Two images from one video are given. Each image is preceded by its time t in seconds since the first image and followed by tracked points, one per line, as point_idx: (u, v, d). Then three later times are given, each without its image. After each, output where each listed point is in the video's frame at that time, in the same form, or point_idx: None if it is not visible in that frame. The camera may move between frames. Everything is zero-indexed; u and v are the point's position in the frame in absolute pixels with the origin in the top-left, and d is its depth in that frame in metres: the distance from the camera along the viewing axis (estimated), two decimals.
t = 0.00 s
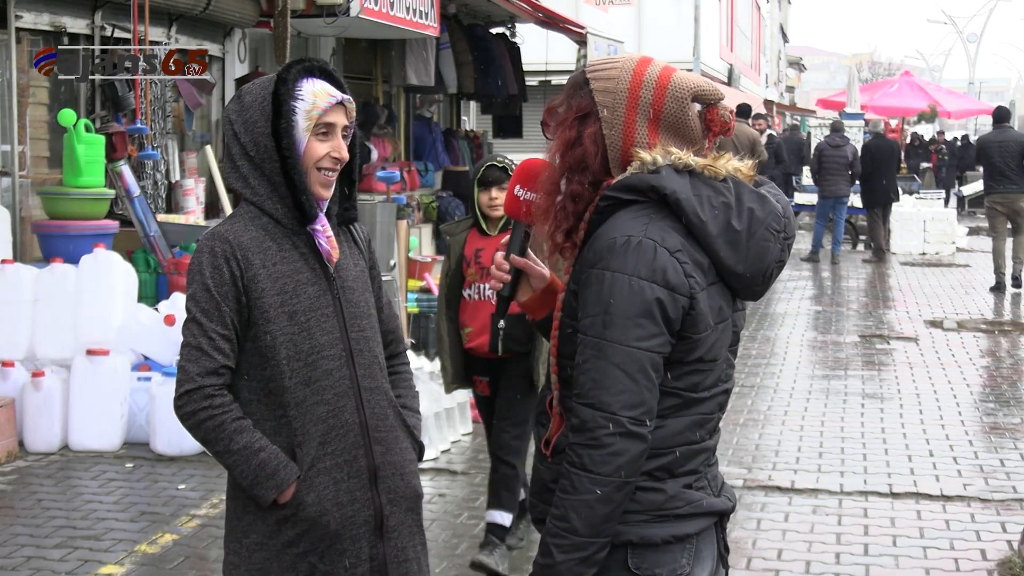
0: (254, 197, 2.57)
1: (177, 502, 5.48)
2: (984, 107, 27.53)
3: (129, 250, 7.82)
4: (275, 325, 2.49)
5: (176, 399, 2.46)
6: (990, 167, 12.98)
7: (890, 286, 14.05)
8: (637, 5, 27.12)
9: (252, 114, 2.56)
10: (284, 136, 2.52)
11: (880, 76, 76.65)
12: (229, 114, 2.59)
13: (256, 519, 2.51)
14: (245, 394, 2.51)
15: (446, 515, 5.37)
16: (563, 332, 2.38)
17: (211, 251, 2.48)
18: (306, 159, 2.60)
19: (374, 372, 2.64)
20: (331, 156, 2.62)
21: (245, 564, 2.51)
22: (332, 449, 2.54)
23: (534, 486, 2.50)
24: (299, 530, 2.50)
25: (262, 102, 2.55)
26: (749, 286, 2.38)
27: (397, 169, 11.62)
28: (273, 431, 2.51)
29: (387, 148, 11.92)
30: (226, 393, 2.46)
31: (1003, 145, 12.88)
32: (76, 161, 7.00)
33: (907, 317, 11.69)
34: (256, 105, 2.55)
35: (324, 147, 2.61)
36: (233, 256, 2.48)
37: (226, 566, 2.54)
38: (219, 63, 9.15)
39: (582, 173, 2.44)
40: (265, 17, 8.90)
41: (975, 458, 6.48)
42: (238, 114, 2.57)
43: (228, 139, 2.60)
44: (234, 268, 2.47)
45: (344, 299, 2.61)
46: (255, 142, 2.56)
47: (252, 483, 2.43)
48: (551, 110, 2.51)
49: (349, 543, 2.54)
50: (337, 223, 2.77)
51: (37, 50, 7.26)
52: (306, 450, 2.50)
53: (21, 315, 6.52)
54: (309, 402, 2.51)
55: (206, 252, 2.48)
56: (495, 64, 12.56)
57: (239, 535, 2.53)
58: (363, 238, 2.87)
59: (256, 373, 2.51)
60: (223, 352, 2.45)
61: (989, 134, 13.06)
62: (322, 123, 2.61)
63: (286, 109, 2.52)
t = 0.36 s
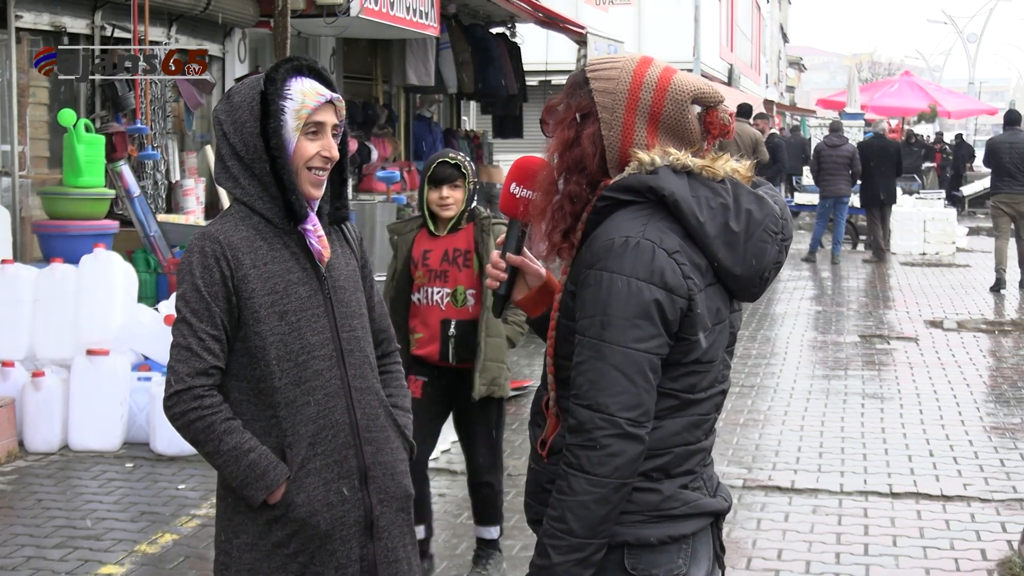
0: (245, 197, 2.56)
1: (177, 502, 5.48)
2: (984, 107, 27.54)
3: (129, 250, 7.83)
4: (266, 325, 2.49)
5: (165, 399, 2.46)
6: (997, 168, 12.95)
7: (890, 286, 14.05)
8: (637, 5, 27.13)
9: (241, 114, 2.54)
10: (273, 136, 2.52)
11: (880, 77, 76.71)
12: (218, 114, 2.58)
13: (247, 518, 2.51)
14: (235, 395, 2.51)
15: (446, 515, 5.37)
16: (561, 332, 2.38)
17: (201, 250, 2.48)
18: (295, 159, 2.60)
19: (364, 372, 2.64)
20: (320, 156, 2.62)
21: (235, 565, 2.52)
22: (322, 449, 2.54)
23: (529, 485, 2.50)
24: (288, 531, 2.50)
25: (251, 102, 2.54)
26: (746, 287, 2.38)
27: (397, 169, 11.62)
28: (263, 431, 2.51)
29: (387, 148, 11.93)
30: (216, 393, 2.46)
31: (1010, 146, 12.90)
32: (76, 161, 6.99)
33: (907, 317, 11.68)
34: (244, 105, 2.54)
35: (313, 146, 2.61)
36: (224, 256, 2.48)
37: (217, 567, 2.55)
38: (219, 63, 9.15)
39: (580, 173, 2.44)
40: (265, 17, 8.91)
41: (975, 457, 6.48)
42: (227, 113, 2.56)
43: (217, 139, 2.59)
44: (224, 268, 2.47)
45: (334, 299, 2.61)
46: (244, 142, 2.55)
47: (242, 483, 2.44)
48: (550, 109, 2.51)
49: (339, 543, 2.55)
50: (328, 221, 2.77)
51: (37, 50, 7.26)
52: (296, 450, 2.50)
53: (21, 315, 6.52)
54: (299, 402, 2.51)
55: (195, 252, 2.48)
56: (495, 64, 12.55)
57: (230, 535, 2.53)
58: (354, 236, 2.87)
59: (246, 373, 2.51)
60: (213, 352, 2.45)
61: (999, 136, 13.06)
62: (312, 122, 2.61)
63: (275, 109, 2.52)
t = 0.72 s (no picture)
0: (235, 195, 2.56)
1: (177, 502, 5.48)
2: (984, 107, 27.54)
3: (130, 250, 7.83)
4: (256, 325, 2.49)
5: (155, 399, 2.45)
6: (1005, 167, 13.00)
7: (890, 286, 14.04)
8: (637, 5, 27.12)
9: (229, 113, 2.54)
10: (260, 135, 2.51)
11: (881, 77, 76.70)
12: (207, 113, 2.58)
13: (238, 519, 2.52)
14: (225, 394, 2.51)
15: (446, 515, 5.36)
16: (561, 331, 2.38)
17: (190, 250, 2.47)
18: (284, 159, 2.60)
19: (356, 371, 2.64)
20: (310, 155, 2.63)
21: (227, 565, 2.53)
22: (313, 449, 2.54)
23: (528, 485, 2.50)
24: (279, 531, 2.51)
25: (239, 100, 2.53)
26: (747, 287, 2.39)
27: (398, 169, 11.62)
28: (254, 431, 2.51)
29: (387, 149, 11.75)
30: (205, 393, 2.46)
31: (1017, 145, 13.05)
32: (76, 161, 6.99)
33: (907, 317, 11.68)
34: (233, 104, 2.54)
35: (303, 145, 2.62)
36: (213, 255, 2.47)
37: (208, 567, 2.55)
38: (219, 63, 9.15)
39: (582, 174, 2.44)
40: (265, 17, 8.93)
41: (975, 458, 6.48)
42: (216, 112, 2.55)
43: (207, 138, 2.59)
44: (214, 268, 2.47)
45: (326, 297, 2.61)
46: (233, 141, 2.54)
47: (232, 483, 2.44)
48: (549, 109, 2.51)
49: (330, 543, 2.56)
50: (319, 220, 2.76)
51: (37, 50, 7.27)
52: (287, 450, 2.51)
53: (21, 315, 6.52)
54: (290, 401, 2.51)
55: (185, 252, 2.48)
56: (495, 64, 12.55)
57: (221, 535, 2.54)
58: (345, 236, 2.87)
59: (236, 373, 2.50)
60: (202, 352, 2.44)
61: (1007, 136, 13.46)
62: (301, 121, 2.61)
63: (263, 107, 2.52)
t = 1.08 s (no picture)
0: (227, 196, 2.55)
1: (177, 501, 5.48)
2: (984, 106, 27.53)
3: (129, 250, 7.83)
4: (251, 325, 2.48)
5: (150, 401, 2.44)
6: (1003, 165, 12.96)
7: (890, 286, 14.04)
8: (637, 4, 27.11)
9: (221, 113, 2.54)
10: (255, 135, 2.51)
11: (881, 77, 76.74)
12: (198, 113, 2.58)
13: (233, 521, 2.51)
14: (220, 396, 2.51)
15: (446, 515, 5.36)
16: (568, 333, 2.39)
17: (184, 251, 2.46)
18: (279, 158, 2.59)
19: (349, 371, 2.65)
20: (304, 154, 2.63)
21: (222, 567, 2.53)
22: (308, 450, 2.55)
23: (530, 487, 2.50)
24: (277, 532, 2.52)
25: (231, 100, 2.53)
26: (755, 292, 2.40)
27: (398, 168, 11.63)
28: (250, 433, 2.51)
29: (387, 148, 12.17)
30: (201, 395, 2.46)
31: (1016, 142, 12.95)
32: (76, 161, 7.00)
33: (907, 317, 11.68)
34: (225, 104, 2.53)
35: (297, 144, 2.62)
36: (207, 256, 2.47)
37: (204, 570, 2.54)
38: (219, 63, 9.14)
39: (592, 173, 2.43)
40: (265, 17, 9.03)
41: (975, 458, 6.48)
42: (206, 113, 2.55)
43: (196, 138, 2.58)
44: (208, 269, 2.46)
45: (319, 298, 2.61)
46: (225, 141, 2.54)
47: (228, 485, 2.44)
48: (560, 107, 2.50)
49: (327, 544, 2.57)
50: (310, 220, 2.77)
51: (37, 50, 7.27)
52: (283, 451, 2.51)
53: (20, 315, 6.51)
54: (286, 402, 2.51)
55: (178, 252, 2.47)
56: (495, 64, 12.55)
57: (217, 537, 2.53)
58: (335, 235, 2.87)
59: (231, 374, 2.50)
60: (197, 353, 2.44)
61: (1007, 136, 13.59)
62: (294, 120, 2.61)
63: (257, 107, 2.51)
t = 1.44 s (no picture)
0: (220, 196, 2.55)
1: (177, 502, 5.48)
2: (984, 106, 27.53)
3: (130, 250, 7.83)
4: (248, 326, 2.48)
5: (147, 404, 2.44)
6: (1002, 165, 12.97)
7: (890, 285, 14.04)
8: (637, 4, 27.11)
9: (216, 112, 2.53)
10: (251, 133, 2.51)
11: (881, 77, 76.77)
12: (190, 113, 2.57)
13: (232, 523, 2.51)
14: (217, 398, 2.51)
15: (446, 515, 5.36)
16: (569, 335, 2.38)
17: (180, 252, 2.46)
18: (275, 158, 2.60)
19: (345, 371, 2.66)
20: (300, 154, 2.63)
21: (222, 570, 2.53)
22: (306, 451, 2.55)
23: (532, 489, 2.49)
24: (277, 534, 2.52)
25: (226, 99, 2.53)
26: (755, 293, 2.40)
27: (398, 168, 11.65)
28: (248, 434, 2.51)
29: (387, 148, 12.17)
30: (199, 397, 2.46)
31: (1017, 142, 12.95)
32: (76, 161, 6.99)
33: (907, 317, 11.67)
34: (219, 103, 2.53)
35: (293, 144, 2.61)
36: (203, 257, 2.46)
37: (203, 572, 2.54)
38: (219, 63, 9.14)
39: (590, 174, 2.43)
40: (266, 17, 9.01)
41: (975, 457, 6.48)
42: (200, 113, 2.55)
43: (190, 139, 2.57)
44: (204, 270, 2.45)
45: (315, 298, 2.62)
46: (220, 142, 2.54)
47: (228, 488, 2.43)
48: (557, 108, 2.50)
49: (326, 544, 2.57)
50: (304, 220, 2.78)
51: (37, 50, 7.27)
52: (282, 453, 2.51)
53: (20, 314, 6.51)
54: (283, 404, 2.52)
55: (174, 253, 2.46)
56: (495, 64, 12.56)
57: (217, 540, 2.53)
58: (328, 236, 2.87)
59: (229, 376, 2.50)
60: (195, 355, 2.44)
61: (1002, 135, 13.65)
62: (290, 120, 2.60)
63: (254, 106, 2.51)
